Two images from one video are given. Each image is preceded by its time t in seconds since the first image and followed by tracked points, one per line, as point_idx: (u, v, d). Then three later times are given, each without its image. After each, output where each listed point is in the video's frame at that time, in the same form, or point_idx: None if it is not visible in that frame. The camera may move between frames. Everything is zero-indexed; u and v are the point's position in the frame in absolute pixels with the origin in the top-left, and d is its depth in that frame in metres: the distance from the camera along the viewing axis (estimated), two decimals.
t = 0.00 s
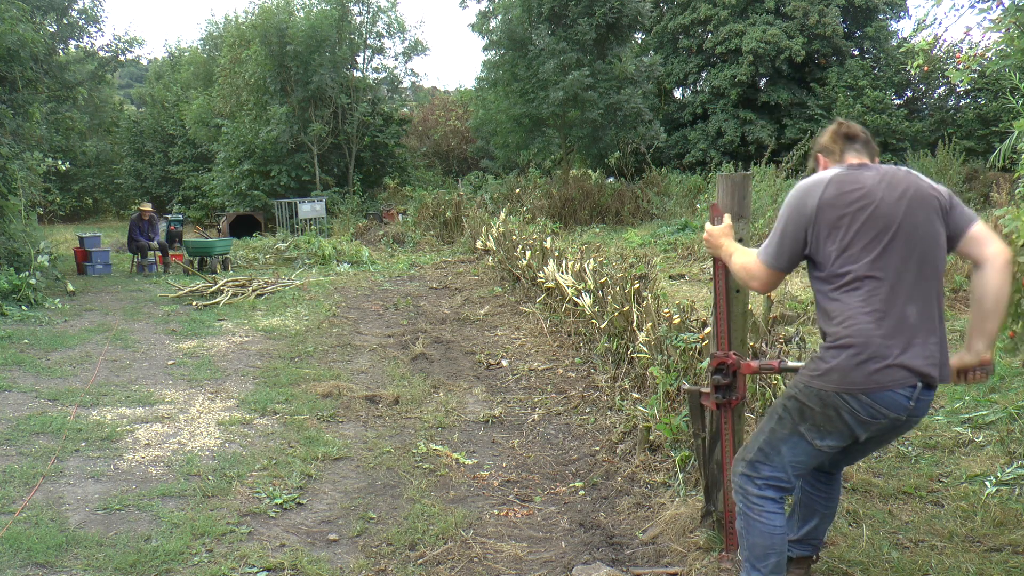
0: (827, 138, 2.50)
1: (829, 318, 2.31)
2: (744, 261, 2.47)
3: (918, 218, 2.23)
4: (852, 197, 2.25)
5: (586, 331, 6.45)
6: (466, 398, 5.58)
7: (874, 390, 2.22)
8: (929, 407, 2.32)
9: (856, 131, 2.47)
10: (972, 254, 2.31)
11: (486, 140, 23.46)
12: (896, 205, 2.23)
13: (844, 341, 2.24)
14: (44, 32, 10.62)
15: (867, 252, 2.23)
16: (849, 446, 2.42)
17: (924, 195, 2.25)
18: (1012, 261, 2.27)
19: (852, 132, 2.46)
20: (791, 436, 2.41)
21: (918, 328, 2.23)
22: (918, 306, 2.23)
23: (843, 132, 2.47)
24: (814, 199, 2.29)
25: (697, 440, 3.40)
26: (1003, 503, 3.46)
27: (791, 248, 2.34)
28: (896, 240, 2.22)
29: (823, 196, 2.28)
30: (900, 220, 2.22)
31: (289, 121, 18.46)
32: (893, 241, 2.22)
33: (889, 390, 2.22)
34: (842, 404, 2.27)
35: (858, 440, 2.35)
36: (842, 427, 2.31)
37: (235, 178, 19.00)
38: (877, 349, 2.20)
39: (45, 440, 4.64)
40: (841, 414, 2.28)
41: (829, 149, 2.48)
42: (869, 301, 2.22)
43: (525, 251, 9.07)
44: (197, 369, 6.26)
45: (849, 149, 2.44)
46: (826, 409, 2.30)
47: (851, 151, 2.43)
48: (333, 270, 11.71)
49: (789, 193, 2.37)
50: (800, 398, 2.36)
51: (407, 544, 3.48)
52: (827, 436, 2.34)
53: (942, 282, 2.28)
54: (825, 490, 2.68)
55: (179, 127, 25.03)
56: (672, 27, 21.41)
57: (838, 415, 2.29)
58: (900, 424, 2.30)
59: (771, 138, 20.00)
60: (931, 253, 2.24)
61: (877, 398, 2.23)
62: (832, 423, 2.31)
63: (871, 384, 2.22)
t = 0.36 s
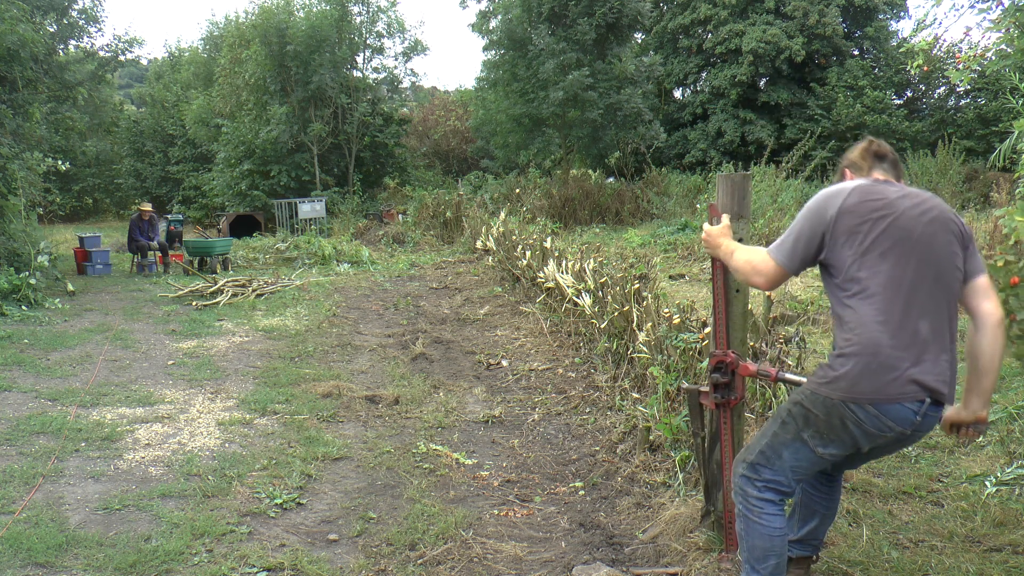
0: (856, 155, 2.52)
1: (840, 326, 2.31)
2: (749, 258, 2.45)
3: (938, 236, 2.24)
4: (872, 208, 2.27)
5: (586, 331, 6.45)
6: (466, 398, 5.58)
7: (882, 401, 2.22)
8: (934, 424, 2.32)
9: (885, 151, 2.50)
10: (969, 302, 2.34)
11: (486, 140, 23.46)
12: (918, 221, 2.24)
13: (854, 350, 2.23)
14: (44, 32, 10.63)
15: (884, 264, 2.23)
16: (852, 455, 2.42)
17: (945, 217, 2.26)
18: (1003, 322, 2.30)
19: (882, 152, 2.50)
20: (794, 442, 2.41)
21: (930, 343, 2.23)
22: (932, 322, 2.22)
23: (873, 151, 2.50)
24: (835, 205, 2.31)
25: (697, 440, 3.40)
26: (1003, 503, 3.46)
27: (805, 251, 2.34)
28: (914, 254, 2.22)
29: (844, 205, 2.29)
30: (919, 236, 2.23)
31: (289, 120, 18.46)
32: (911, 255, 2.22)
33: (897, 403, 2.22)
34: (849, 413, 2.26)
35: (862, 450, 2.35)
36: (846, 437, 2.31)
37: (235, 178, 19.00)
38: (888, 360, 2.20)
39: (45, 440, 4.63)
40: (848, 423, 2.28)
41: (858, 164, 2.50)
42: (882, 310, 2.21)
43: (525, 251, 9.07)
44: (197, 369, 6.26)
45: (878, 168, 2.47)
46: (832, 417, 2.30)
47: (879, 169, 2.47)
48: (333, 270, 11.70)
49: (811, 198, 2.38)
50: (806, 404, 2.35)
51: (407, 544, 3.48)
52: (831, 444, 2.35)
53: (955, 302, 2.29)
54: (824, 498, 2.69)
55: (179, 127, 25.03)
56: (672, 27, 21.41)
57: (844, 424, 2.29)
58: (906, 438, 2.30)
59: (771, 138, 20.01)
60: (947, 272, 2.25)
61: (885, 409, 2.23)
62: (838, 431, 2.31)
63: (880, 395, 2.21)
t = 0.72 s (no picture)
0: (875, 179, 2.51)
1: (847, 345, 2.30)
2: (756, 261, 2.44)
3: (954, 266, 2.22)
4: (891, 231, 2.25)
5: (586, 331, 6.44)
6: (466, 398, 5.58)
7: (886, 425, 2.21)
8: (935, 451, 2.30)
9: (904, 180, 2.50)
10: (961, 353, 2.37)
11: (486, 140, 23.46)
12: (936, 249, 2.22)
13: (860, 371, 2.23)
14: (44, 32, 10.63)
15: (899, 288, 2.21)
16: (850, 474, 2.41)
17: (962, 250, 2.25)
18: (984, 378, 2.38)
19: (901, 179, 2.49)
20: (790, 455, 2.40)
21: (937, 372, 2.21)
22: (943, 350, 2.21)
23: (897, 176, 2.49)
24: (852, 223, 2.29)
25: (696, 439, 3.40)
26: (1004, 503, 3.46)
27: (816, 266, 2.33)
28: (928, 283, 2.20)
29: (862, 225, 2.27)
30: (936, 264, 2.21)
31: (289, 120, 18.46)
32: (926, 283, 2.20)
33: (901, 429, 2.21)
34: (852, 433, 2.26)
35: (860, 471, 2.36)
36: (846, 456, 2.31)
37: (235, 178, 19.00)
38: (896, 385, 2.18)
39: (45, 440, 4.64)
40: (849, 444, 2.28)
41: (877, 188, 2.50)
42: (893, 333, 2.19)
43: (525, 251, 9.07)
44: (197, 369, 6.26)
45: (896, 198, 2.48)
46: (832, 436, 2.29)
47: (897, 197, 2.48)
48: (333, 270, 11.70)
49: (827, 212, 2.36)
50: (808, 420, 2.35)
51: (407, 544, 3.48)
52: (829, 461, 2.34)
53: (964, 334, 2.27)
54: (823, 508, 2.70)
55: (179, 127, 25.03)
56: (672, 27, 21.40)
57: (847, 442, 2.28)
58: (907, 462, 2.29)
59: (771, 138, 20.01)
60: (959, 304, 2.24)
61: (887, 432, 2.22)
62: (839, 450, 2.31)
63: (884, 419, 2.20)
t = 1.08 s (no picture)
0: (856, 138, 2.40)
1: (825, 331, 2.31)
2: (744, 256, 2.48)
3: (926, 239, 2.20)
4: (859, 212, 2.24)
5: (586, 330, 6.44)
6: (466, 398, 5.58)
7: (865, 409, 2.22)
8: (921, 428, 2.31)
9: (885, 133, 2.39)
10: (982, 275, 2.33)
11: (486, 140, 23.46)
12: (905, 228, 2.20)
13: (836, 358, 2.24)
14: (44, 32, 10.63)
15: (870, 270, 2.21)
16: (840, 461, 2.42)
17: (935, 219, 2.22)
18: None
19: (882, 134, 2.39)
20: (782, 448, 2.40)
21: (915, 350, 2.22)
22: (917, 329, 2.21)
23: (879, 132, 2.39)
24: (820, 208, 2.29)
25: (698, 440, 3.40)
26: (1003, 503, 3.46)
27: (790, 254, 2.36)
28: (901, 259, 2.19)
29: (830, 209, 2.27)
30: (906, 241, 2.19)
31: (289, 120, 18.46)
32: (897, 263, 2.19)
33: (880, 410, 2.22)
34: (834, 419, 2.27)
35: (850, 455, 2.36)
36: (834, 444, 2.31)
37: (235, 178, 19.00)
38: (871, 368, 2.20)
39: (45, 440, 4.64)
40: (832, 430, 2.28)
41: (857, 149, 2.39)
42: (866, 317, 2.21)
43: (525, 251, 9.07)
44: (197, 369, 6.26)
45: (876, 156, 2.37)
46: (816, 424, 2.30)
47: (878, 154, 2.37)
48: (333, 270, 11.70)
49: (801, 196, 2.36)
50: (793, 411, 2.35)
51: (407, 544, 3.48)
52: (818, 450, 2.34)
53: (944, 306, 2.26)
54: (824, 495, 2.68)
55: (179, 127, 25.04)
56: (672, 27, 21.40)
57: (831, 430, 2.29)
58: (892, 444, 2.31)
59: (771, 138, 20.01)
60: (935, 278, 2.22)
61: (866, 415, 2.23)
62: (824, 437, 2.31)
63: (861, 404, 2.22)
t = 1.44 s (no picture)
0: (806, 114, 2.35)
1: (820, 318, 2.33)
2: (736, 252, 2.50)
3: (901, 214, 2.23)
4: (830, 198, 2.24)
5: (586, 330, 6.44)
6: (466, 398, 5.58)
7: (866, 390, 2.24)
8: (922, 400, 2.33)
9: (835, 99, 2.33)
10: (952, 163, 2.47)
11: (486, 140, 23.46)
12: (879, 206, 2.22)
13: (831, 343, 2.26)
14: (44, 32, 10.63)
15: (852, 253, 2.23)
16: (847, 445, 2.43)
17: (904, 190, 2.24)
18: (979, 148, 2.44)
19: (831, 103, 2.32)
20: (792, 438, 2.40)
21: (909, 324, 2.24)
22: (908, 303, 2.24)
23: (829, 96, 2.32)
24: (794, 205, 2.29)
25: (697, 440, 3.40)
26: (1003, 503, 3.46)
27: (770, 248, 2.38)
28: (882, 237, 2.21)
29: (802, 201, 2.28)
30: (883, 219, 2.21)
31: (289, 120, 18.45)
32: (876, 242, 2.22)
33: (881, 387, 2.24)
34: (839, 404, 2.28)
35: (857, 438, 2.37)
36: (841, 428, 2.32)
37: (235, 178, 19.00)
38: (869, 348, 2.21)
39: (45, 440, 4.64)
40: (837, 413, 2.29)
41: (810, 125, 2.34)
42: (857, 301, 2.23)
43: (525, 251, 9.07)
44: (197, 369, 6.26)
45: (830, 127, 2.34)
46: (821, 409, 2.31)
47: (831, 126, 2.33)
48: (333, 270, 11.70)
49: (769, 194, 2.37)
50: (797, 399, 2.36)
51: (407, 544, 3.48)
52: (828, 434, 2.35)
53: (931, 274, 2.28)
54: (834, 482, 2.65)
55: (179, 127, 25.05)
56: (672, 27, 21.40)
57: (837, 413, 2.29)
58: (897, 419, 2.32)
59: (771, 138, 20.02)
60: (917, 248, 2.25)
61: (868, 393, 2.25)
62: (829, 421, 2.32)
63: (862, 384, 2.23)
